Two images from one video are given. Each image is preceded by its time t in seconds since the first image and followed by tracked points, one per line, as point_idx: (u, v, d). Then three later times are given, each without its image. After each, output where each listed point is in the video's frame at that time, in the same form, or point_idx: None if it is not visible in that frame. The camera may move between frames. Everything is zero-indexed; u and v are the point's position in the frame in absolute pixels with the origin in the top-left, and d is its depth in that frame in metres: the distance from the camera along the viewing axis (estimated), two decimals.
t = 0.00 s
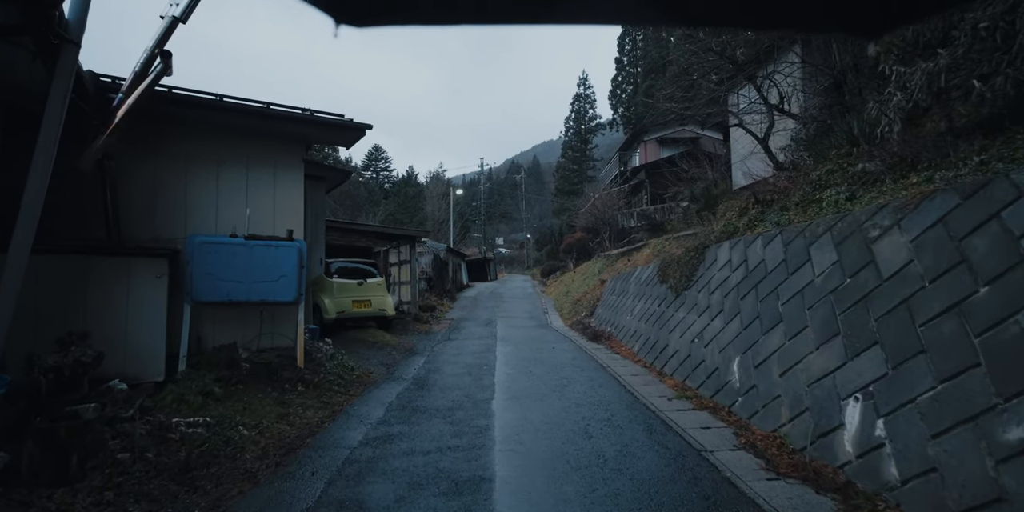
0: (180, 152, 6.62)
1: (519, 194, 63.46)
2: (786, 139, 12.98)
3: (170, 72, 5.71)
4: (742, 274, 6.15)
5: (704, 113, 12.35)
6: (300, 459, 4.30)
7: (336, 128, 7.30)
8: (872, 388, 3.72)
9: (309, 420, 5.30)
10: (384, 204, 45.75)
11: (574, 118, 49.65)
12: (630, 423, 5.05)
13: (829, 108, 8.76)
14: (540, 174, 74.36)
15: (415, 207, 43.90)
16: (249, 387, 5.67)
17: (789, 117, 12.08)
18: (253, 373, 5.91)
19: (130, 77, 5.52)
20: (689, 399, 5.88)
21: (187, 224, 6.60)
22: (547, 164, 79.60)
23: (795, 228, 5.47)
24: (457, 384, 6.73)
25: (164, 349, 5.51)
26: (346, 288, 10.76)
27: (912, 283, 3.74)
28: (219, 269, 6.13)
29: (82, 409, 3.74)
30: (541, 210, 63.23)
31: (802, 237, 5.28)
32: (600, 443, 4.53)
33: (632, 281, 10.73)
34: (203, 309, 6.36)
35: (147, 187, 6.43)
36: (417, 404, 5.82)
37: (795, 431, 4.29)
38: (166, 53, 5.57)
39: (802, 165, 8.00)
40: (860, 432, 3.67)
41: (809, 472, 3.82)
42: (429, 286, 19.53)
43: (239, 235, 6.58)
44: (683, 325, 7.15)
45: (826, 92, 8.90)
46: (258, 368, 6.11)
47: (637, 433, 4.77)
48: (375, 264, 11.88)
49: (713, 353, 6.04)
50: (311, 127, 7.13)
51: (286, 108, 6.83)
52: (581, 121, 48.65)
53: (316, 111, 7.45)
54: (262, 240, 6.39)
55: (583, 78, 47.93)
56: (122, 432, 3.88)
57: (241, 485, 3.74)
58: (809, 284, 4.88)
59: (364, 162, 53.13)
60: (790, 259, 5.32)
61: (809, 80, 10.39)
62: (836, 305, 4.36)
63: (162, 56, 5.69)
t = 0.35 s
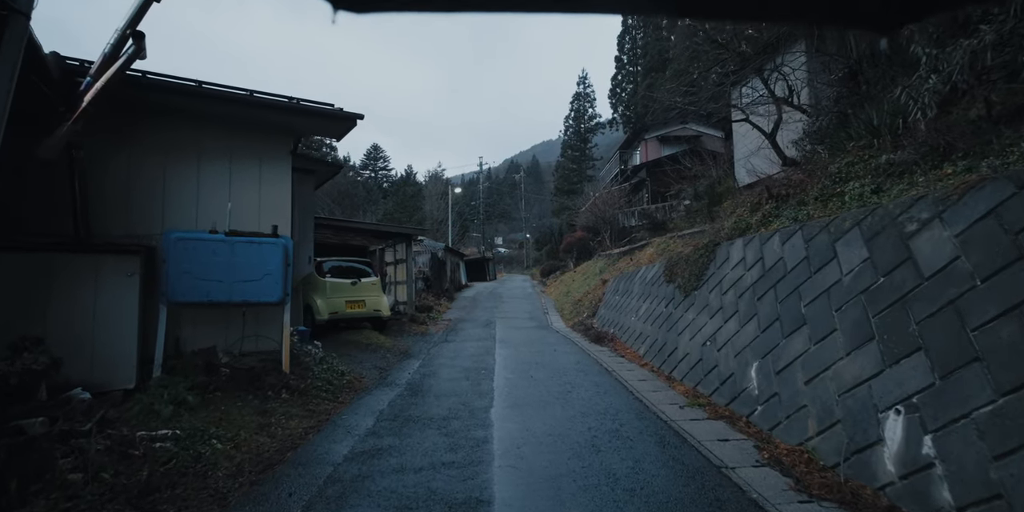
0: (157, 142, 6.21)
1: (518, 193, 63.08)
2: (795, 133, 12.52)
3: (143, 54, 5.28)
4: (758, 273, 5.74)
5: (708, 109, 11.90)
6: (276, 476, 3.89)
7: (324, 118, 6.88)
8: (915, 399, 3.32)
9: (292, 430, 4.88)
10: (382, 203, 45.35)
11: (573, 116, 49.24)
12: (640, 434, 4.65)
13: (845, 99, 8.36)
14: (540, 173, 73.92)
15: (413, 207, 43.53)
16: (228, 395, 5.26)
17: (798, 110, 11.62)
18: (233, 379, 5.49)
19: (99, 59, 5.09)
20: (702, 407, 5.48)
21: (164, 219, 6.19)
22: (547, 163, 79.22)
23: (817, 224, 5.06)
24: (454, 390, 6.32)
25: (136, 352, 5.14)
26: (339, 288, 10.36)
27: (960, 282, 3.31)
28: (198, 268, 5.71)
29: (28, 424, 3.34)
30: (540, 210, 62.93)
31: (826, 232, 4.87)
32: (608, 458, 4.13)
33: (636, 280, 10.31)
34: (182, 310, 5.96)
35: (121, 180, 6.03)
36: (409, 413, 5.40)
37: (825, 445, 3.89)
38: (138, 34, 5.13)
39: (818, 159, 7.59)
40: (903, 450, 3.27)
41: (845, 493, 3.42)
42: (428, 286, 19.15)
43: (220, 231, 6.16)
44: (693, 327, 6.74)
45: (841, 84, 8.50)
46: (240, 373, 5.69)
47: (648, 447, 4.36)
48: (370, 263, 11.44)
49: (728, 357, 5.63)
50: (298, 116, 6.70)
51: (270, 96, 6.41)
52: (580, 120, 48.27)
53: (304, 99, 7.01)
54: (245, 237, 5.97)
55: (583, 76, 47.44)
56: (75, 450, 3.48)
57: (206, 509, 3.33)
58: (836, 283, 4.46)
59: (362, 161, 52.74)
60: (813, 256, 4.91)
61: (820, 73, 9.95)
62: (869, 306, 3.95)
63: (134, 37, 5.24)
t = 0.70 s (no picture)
0: (134, 135, 5.82)
1: (518, 192, 62.70)
2: (805, 130, 12.07)
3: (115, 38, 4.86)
4: (780, 275, 5.32)
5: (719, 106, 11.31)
6: (252, 503, 3.48)
7: (313, 109, 6.43)
8: (976, 419, 2.91)
9: (274, 446, 4.46)
10: (380, 202, 44.98)
11: (573, 115, 48.83)
12: (656, 452, 4.24)
13: (863, 92, 7.95)
14: (539, 173, 73.47)
15: (412, 206, 43.15)
16: (207, 408, 4.84)
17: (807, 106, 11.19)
18: (212, 390, 5.08)
19: (65, 42, 4.71)
20: (720, 419, 5.07)
21: (141, 216, 5.81)
22: (546, 162, 78.84)
23: (847, 221, 4.64)
24: (452, 400, 5.90)
25: (107, 362, 4.75)
26: (332, 289, 9.96)
27: None
28: (176, 270, 5.30)
29: None
30: (539, 210, 62.54)
31: (857, 231, 4.44)
32: (623, 480, 3.72)
33: (642, 281, 9.90)
34: (160, 315, 5.55)
35: (93, 175, 5.63)
36: (404, 426, 4.98)
37: (868, 468, 3.48)
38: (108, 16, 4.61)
39: (838, 153, 7.17)
40: (964, 478, 2.87)
41: None
42: (426, 286, 18.76)
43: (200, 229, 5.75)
44: (706, 332, 6.33)
45: (859, 75, 8.09)
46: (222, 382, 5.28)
47: (666, 467, 3.95)
48: (365, 263, 11.02)
49: (747, 365, 5.22)
50: (285, 108, 6.27)
51: (254, 85, 5.98)
52: (580, 119, 47.87)
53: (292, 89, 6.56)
54: (227, 237, 5.56)
55: (582, 75, 46.99)
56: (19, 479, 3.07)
57: None
58: (872, 286, 4.04)
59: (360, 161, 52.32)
60: (842, 256, 4.50)
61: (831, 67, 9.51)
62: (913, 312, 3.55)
63: (104, 19, 4.67)
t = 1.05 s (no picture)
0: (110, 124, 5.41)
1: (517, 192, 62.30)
2: (817, 123, 11.64)
3: (85, 16, 4.45)
4: (809, 274, 4.91)
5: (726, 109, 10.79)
6: None
7: (303, 96, 6.00)
8: None
9: (259, 463, 4.04)
10: (379, 201, 44.60)
11: (573, 113, 48.36)
12: (680, 470, 3.83)
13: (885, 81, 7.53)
14: (539, 172, 73.02)
15: (411, 205, 42.78)
16: (186, 420, 4.43)
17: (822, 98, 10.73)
18: (193, 400, 4.66)
19: (29, 20, 4.30)
20: (746, 431, 4.66)
21: (120, 211, 5.41)
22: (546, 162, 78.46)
23: (885, 214, 4.22)
24: (454, 409, 5.49)
25: (77, 369, 4.35)
26: (328, 289, 9.56)
27: None
28: (154, 268, 4.88)
29: None
30: (539, 209, 62.15)
31: (900, 225, 4.02)
32: (645, 503, 3.32)
33: (651, 280, 9.48)
34: (139, 317, 5.15)
35: (65, 167, 5.22)
36: (401, 439, 4.56)
37: (928, 493, 3.08)
38: None
39: (863, 145, 6.75)
40: None
41: None
42: (426, 286, 18.39)
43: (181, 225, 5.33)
44: (725, 335, 5.92)
45: (880, 64, 7.67)
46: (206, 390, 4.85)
47: (694, 488, 3.55)
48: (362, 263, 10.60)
49: (773, 372, 4.81)
50: (275, 95, 5.86)
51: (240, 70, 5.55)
52: (580, 118, 47.48)
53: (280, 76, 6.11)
54: (211, 233, 5.16)
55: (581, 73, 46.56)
56: None
57: None
58: (920, 286, 3.62)
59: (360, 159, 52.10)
60: (882, 253, 4.09)
61: (847, 58, 9.08)
62: (974, 314, 3.14)
63: None
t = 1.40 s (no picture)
0: (86, 111, 5.01)
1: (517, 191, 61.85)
2: (830, 118, 11.22)
3: None
4: (843, 273, 4.51)
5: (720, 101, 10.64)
6: None
7: (293, 82, 5.58)
8: None
9: (242, 482, 3.64)
10: (378, 201, 44.18)
11: (573, 112, 47.89)
12: (711, 492, 3.44)
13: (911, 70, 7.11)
14: (539, 172, 72.46)
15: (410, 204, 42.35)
16: (164, 433, 4.03)
17: (836, 90, 10.30)
18: (172, 411, 4.26)
19: None
20: (777, 445, 4.26)
21: (97, 205, 5.03)
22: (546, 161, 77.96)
23: (934, 207, 3.81)
24: (457, 418, 5.09)
25: (44, 377, 3.95)
26: (324, 290, 9.16)
27: None
28: (130, 267, 4.46)
29: None
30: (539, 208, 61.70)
31: (952, 219, 3.62)
32: None
33: (661, 280, 9.08)
34: (116, 319, 4.76)
35: (37, 156, 4.83)
36: (399, 454, 4.16)
37: None
38: None
39: (890, 136, 6.34)
40: None
41: None
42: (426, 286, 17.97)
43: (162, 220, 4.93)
44: (747, 339, 5.52)
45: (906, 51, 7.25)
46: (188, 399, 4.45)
47: None
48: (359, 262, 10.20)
49: (805, 380, 4.42)
50: (264, 81, 5.45)
51: (225, 53, 5.13)
52: (580, 117, 47.02)
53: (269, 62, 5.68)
54: (193, 229, 4.75)
55: (581, 72, 46.13)
56: None
57: None
58: (982, 286, 3.21)
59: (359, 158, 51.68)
60: (931, 248, 3.69)
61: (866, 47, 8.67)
62: None
63: None
